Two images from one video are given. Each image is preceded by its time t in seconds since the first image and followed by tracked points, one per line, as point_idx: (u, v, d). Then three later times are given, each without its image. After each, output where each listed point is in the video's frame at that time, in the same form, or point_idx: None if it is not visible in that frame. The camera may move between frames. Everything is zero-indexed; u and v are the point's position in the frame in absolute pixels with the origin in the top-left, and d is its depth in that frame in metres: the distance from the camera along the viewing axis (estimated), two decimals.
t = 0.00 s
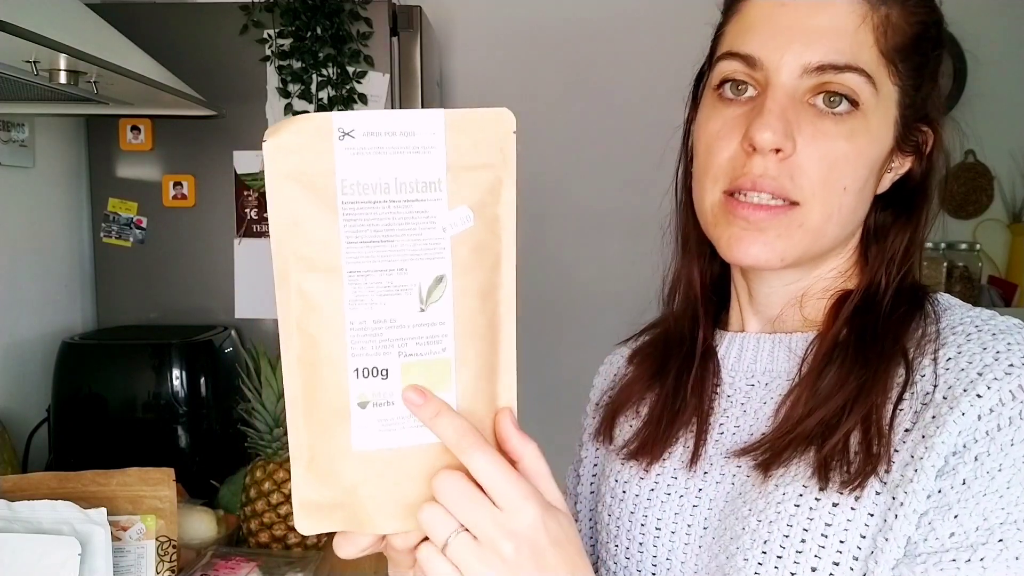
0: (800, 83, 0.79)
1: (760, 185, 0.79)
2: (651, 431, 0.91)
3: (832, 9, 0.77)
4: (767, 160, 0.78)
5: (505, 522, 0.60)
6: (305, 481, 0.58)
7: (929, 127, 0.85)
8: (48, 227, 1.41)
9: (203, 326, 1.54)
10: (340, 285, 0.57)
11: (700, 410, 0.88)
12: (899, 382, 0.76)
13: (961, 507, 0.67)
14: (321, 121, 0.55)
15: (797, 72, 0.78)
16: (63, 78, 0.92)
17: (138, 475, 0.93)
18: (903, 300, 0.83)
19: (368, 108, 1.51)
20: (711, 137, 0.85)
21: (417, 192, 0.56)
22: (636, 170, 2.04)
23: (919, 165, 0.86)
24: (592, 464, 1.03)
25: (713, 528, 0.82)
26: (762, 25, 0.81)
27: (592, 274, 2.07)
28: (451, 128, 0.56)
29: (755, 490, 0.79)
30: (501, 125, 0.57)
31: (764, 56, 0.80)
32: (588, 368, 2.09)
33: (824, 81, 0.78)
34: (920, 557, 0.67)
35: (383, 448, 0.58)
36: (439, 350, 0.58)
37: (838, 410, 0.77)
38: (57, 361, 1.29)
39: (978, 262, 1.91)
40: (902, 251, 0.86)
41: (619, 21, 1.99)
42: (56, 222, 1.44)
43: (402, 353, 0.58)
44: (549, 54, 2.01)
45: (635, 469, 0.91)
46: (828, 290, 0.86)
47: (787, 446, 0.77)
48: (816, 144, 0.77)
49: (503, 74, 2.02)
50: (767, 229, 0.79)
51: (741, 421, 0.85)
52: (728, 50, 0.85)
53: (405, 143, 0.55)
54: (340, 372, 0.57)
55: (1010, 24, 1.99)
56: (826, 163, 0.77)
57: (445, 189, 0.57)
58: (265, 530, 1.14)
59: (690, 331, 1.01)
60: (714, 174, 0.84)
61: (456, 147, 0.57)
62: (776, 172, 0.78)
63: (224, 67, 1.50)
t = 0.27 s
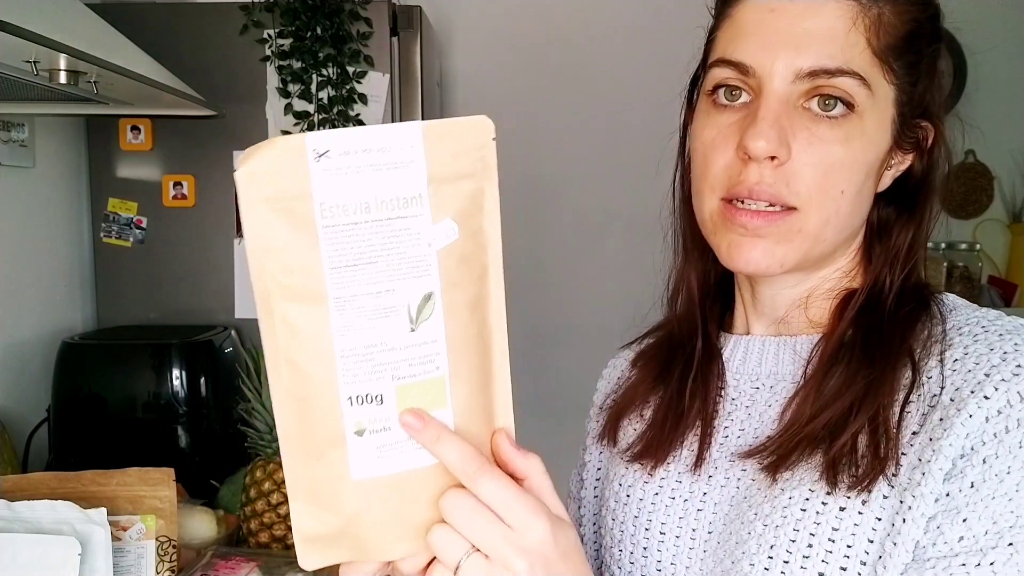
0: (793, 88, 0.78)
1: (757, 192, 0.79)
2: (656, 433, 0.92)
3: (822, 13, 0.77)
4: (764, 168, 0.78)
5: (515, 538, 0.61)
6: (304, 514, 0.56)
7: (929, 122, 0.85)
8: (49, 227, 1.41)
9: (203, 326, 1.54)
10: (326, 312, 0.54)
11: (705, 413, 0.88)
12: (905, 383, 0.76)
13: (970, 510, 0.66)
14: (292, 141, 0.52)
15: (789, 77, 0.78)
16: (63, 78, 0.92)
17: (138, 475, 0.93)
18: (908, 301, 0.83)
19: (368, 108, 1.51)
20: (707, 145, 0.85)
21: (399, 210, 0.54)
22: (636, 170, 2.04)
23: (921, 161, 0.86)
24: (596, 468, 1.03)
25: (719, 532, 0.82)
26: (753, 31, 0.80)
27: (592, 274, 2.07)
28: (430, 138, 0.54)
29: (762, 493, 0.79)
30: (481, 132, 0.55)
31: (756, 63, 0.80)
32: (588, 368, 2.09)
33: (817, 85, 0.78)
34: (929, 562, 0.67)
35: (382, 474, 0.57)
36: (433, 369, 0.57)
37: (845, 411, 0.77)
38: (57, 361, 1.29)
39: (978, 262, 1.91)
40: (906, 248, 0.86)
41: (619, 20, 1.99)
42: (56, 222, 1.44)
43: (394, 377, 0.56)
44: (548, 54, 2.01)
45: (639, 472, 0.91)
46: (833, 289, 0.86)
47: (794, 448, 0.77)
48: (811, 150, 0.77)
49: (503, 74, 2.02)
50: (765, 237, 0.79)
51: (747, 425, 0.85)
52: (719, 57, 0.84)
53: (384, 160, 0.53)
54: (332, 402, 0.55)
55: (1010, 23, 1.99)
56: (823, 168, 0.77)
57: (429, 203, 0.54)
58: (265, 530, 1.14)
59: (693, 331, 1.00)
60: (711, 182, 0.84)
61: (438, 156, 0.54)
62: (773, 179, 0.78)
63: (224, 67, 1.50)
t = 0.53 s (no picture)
0: (794, 95, 0.78)
1: (759, 198, 0.79)
2: (659, 432, 0.92)
3: (824, 18, 0.77)
4: (765, 174, 0.78)
5: (527, 532, 0.62)
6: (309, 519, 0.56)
7: (933, 125, 0.85)
8: (49, 227, 1.41)
9: (203, 326, 1.54)
10: (327, 312, 0.54)
11: (709, 413, 0.89)
12: (913, 382, 0.77)
13: (979, 509, 0.66)
14: (287, 139, 0.52)
15: (790, 84, 0.78)
16: (63, 78, 0.92)
17: (138, 475, 0.93)
18: (915, 302, 0.83)
19: (368, 108, 1.51)
20: (708, 150, 0.85)
21: (399, 207, 0.53)
22: (636, 170, 2.04)
23: (925, 163, 0.86)
24: (598, 468, 1.03)
25: (725, 532, 0.82)
26: (756, 36, 0.80)
27: (593, 273, 2.07)
28: (428, 133, 0.54)
29: (768, 492, 0.79)
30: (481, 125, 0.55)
31: (758, 69, 0.80)
32: (588, 368, 2.09)
33: (819, 91, 0.78)
34: (937, 561, 0.67)
35: (389, 475, 0.57)
36: (437, 368, 0.56)
37: (853, 411, 0.77)
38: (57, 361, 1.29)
39: (978, 261, 1.91)
40: (912, 249, 0.86)
41: (620, 20, 1.99)
42: (56, 222, 1.44)
43: (399, 377, 0.56)
44: (548, 54, 2.01)
45: (642, 471, 0.91)
46: (837, 291, 0.86)
47: (801, 447, 0.78)
48: (814, 155, 0.77)
49: (504, 74, 2.02)
50: (767, 242, 0.79)
51: (753, 425, 0.85)
52: (721, 62, 0.84)
53: (382, 156, 0.52)
54: (336, 403, 0.55)
55: (1010, 23, 1.99)
56: (826, 173, 0.77)
57: (430, 200, 0.54)
58: (265, 530, 1.14)
59: (696, 332, 1.00)
60: (712, 187, 0.84)
61: (435, 151, 0.54)
62: (775, 185, 0.78)
63: (224, 67, 1.50)
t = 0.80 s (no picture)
0: (792, 92, 0.78)
1: (756, 197, 0.79)
2: (661, 433, 0.92)
3: (822, 16, 0.77)
4: (762, 172, 0.78)
5: (544, 519, 0.62)
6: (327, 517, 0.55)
7: (936, 124, 0.84)
8: (49, 227, 1.41)
9: (204, 326, 1.54)
10: (342, 312, 0.52)
11: (711, 414, 0.89)
12: (919, 384, 0.77)
13: (987, 512, 0.66)
14: (299, 136, 0.50)
15: (787, 81, 0.78)
16: (63, 78, 0.92)
17: (138, 475, 0.93)
18: (920, 304, 0.83)
19: (368, 108, 1.51)
20: (708, 148, 0.85)
21: (415, 204, 0.52)
22: (636, 169, 2.04)
23: (930, 164, 0.85)
24: (599, 469, 1.03)
25: (727, 534, 0.82)
26: (754, 35, 0.80)
27: (593, 273, 2.07)
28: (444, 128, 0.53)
29: (772, 494, 0.79)
30: (497, 118, 0.54)
31: (755, 67, 0.80)
32: (588, 368, 2.09)
33: (816, 88, 0.78)
34: (945, 565, 0.67)
35: (406, 471, 0.56)
36: (453, 365, 0.56)
37: (857, 413, 0.77)
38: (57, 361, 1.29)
39: (978, 262, 1.91)
40: (918, 250, 0.86)
41: (620, 20, 1.99)
42: (56, 222, 1.44)
43: (416, 374, 0.55)
44: (549, 54, 2.01)
45: (643, 470, 0.92)
46: (841, 292, 0.86)
47: (806, 450, 0.78)
48: (811, 153, 0.77)
49: (504, 73, 2.02)
50: (763, 241, 0.79)
51: (756, 426, 0.85)
52: (721, 61, 0.85)
53: (398, 152, 0.51)
54: (352, 402, 0.54)
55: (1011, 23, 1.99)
56: (824, 171, 0.77)
57: (446, 197, 0.53)
58: (265, 530, 1.14)
59: (698, 332, 1.00)
60: (712, 186, 0.84)
61: (448, 147, 0.53)
62: (771, 183, 0.78)
63: (224, 67, 1.50)
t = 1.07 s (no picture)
0: (795, 92, 0.78)
1: (758, 195, 0.79)
2: (666, 433, 0.92)
3: (823, 15, 0.77)
4: (765, 171, 0.78)
5: (564, 517, 0.61)
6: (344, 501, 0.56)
7: (941, 122, 0.84)
8: (49, 227, 1.41)
9: (204, 326, 1.54)
10: (379, 301, 0.52)
11: (716, 414, 0.89)
12: (925, 385, 0.76)
13: (994, 514, 0.67)
14: (355, 117, 0.50)
15: (790, 81, 0.78)
16: (63, 77, 0.92)
17: (138, 475, 0.93)
18: (925, 305, 0.83)
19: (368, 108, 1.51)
20: (711, 148, 0.85)
21: (462, 194, 0.52)
22: (637, 169, 2.04)
23: (933, 163, 0.86)
24: (601, 468, 1.03)
25: (731, 534, 0.82)
26: (755, 34, 0.80)
27: (593, 273, 2.08)
28: (499, 119, 0.52)
29: (777, 494, 0.79)
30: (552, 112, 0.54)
31: (758, 66, 0.80)
32: (588, 368, 2.09)
33: (819, 88, 0.78)
34: (951, 566, 0.68)
35: (428, 462, 0.56)
36: (482, 359, 0.56)
37: (863, 414, 0.77)
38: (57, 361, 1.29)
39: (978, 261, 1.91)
40: (922, 249, 0.86)
41: (620, 20, 1.99)
42: (56, 222, 1.44)
43: (445, 367, 0.55)
44: (549, 53, 2.01)
45: (647, 471, 0.92)
46: (847, 292, 0.86)
47: (810, 451, 0.78)
48: (814, 153, 0.77)
49: (504, 73, 2.02)
50: (767, 240, 0.79)
51: (760, 426, 0.85)
52: (724, 61, 0.85)
53: (451, 141, 0.51)
54: (380, 390, 0.54)
55: (1011, 23, 1.99)
56: (827, 170, 0.77)
57: (492, 189, 0.53)
58: (265, 530, 1.14)
59: (701, 332, 1.00)
60: (715, 186, 0.84)
61: (506, 139, 0.53)
62: (774, 182, 0.78)
63: (224, 67, 1.50)
